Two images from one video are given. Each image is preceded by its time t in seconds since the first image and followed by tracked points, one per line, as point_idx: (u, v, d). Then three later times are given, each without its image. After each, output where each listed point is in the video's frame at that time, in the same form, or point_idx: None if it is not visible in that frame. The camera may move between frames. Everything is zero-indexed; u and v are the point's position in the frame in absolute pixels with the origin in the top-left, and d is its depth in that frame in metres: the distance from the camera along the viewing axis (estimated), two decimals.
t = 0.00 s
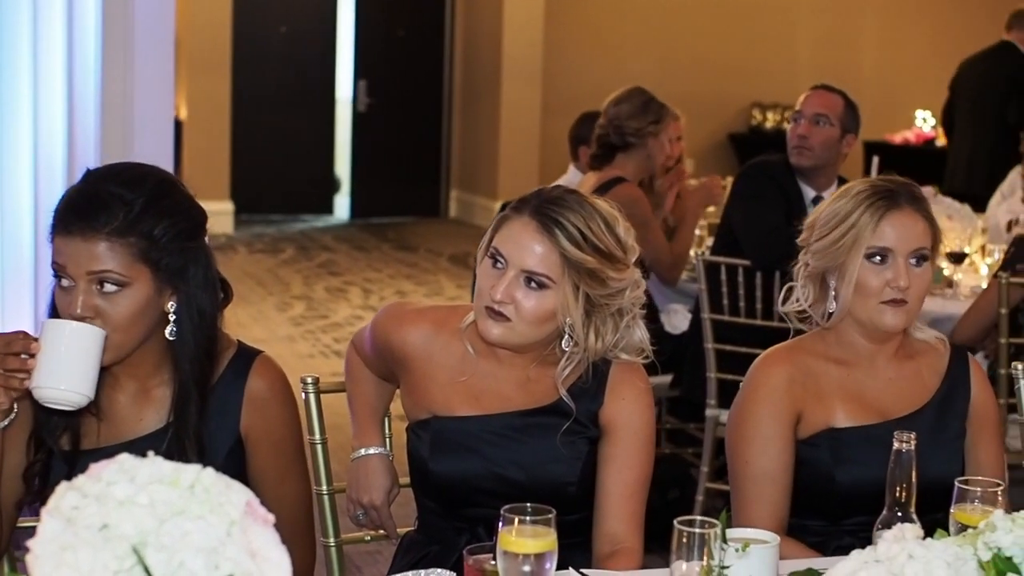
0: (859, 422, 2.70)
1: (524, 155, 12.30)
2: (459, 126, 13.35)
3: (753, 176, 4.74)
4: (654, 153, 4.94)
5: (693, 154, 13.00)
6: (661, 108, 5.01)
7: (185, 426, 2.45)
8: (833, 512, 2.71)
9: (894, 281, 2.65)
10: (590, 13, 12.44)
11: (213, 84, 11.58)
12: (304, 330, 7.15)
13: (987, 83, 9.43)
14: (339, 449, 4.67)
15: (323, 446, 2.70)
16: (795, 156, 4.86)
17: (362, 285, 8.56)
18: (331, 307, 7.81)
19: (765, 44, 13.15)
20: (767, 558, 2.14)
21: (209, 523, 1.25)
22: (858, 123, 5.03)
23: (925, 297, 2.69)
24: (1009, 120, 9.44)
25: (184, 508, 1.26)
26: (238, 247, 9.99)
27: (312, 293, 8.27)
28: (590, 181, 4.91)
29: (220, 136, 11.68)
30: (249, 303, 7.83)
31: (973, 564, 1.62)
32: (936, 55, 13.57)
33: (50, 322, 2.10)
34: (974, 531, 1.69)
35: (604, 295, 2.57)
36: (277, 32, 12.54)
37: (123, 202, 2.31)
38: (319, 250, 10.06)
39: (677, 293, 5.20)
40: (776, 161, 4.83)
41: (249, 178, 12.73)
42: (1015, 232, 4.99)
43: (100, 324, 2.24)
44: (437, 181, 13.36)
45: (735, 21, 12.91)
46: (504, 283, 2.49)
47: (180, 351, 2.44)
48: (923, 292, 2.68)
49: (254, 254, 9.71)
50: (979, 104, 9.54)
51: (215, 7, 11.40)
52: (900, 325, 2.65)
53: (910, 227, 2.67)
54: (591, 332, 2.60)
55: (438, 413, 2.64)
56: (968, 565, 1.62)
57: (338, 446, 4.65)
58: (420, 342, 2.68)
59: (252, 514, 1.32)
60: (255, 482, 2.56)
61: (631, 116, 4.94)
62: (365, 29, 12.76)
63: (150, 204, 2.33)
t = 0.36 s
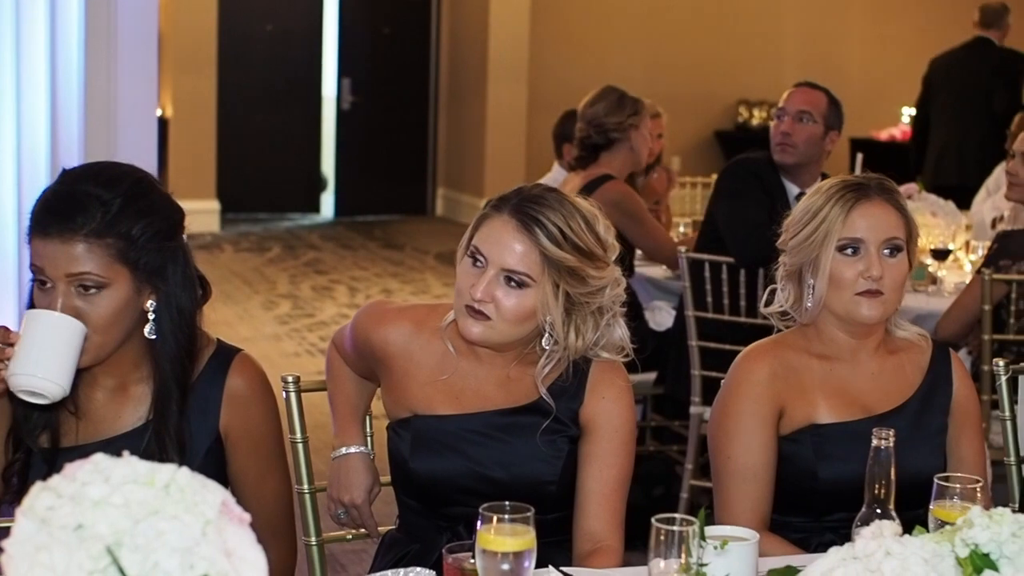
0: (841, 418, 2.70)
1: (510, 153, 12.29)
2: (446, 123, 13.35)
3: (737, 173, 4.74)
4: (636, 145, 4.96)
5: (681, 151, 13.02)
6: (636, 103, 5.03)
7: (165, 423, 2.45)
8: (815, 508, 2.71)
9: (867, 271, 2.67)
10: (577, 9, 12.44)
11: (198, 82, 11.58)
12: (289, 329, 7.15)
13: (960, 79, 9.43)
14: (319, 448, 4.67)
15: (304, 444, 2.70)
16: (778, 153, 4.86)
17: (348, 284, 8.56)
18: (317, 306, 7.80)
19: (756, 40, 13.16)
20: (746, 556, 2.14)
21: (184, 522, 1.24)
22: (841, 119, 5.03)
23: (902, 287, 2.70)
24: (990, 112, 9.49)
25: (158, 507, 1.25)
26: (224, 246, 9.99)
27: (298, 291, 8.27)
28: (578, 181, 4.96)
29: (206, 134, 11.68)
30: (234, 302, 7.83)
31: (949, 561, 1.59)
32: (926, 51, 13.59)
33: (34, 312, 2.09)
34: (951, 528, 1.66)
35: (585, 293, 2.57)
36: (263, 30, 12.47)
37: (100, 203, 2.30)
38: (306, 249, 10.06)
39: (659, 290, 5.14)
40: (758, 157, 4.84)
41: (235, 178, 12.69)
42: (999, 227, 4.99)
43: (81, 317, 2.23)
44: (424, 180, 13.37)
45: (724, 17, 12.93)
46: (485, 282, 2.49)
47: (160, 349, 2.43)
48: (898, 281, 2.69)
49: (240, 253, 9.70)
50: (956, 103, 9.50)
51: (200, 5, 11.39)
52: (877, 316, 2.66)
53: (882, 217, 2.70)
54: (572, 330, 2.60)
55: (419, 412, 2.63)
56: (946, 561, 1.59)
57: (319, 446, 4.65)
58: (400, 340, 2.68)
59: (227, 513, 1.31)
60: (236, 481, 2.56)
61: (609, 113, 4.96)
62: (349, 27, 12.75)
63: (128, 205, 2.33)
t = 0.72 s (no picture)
0: (820, 416, 2.71)
1: (492, 150, 12.28)
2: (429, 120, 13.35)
3: (718, 170, 4.74)
4: (619, 142, 4.98)
5: (665, 147, 13.04)
6: (614, 101, 5.05)
7: (144, 419, 2.45)
8: (793, 506, 2.71)
9: (829, 268, 2.69)
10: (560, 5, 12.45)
11: (180, 80, 11.56)
12: (272, 327, 7.15)
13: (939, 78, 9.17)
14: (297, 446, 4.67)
15: (282, 443, 2.70)
16: (758, 150, 4.87)
17: (331, 281, 8.56)
18: (299, 304, 7.80)
19: (742, 37, 13.18)
20: (723, 552, 2.13)
21: (157, 521, 1.24)
22: (821, 116, 5.05)
23: (869, 285, 2.71)
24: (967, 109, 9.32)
25: (131, 506, 1.24)
26: (205, 245, 9.98)
27: (280, 289, 8.27)
28: (564, 179, 5.00)
29: (187, 132, 11.66)
30: (217, 300, 7.83)
31: (924, 557, 1.57)
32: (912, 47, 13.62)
33: (17, 304, 2.06)
34: (926, 524, 1.63)
35: (562, 290, 2.58)
36: (246, 28, 12.46)
37: (77, 203, 2.29)
38: (288, 247, 10.04)
39: (639, 288, 5.13)
40: (738, 155, 4.85)
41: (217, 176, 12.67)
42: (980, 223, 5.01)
43: (59, 315, 2.22)
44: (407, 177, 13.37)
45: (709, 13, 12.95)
46: (462, 280, 2.49)
47: (138, 348, 2.42)
48: (863, 278, 2.70)
49: (223, 251, 9.69)
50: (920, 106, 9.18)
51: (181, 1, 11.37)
52: (843, 314, 2.67)
53: (845, 215, 2.71)
54: (549, 328, 2.60)
55: (397, 410, 2.63)
56: (921, 557, 1.57)
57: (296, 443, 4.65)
58: (378, 339, 2.68)
59: (201, 512, 1.32)
60: (213, 479, 2.56)
61: (589, 111, 4.97)
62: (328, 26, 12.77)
63: (105, 204, 2.32)
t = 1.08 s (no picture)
0: (801, 415, 2.71)
1: (475, 148, 12.27)
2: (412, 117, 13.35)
3: (699, 168, 4.75)
4: (603, 140, 4.99)
5: (648, 144, 13.06)
6: (598, 100, 5.06)
7: (124, 418, 2.44)
8: (774, 503, 2.72)
9: (793, 270, 2.69)
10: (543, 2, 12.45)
11: (163, 78, 11.53)
12: (256, 325, 7.13)
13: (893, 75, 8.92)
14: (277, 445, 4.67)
15: (264, 440, 2.71)
16: (740, 147, 4.87)
17: (314, 280, 8.55)
18: (283, 302, 7.79)
19: (726, 35, 13.19)
20: (702, 547, 2.14)
21: (136, 520, 1.24)
22: (802, 114, 5.06)
23: (840, 288, 2.70)
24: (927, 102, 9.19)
25: (110, 504, 1.25)
26: (188, 243, 9.95)
27: (264, 288, 8.26)
28: (549, 179, 4.99)
29: (170, 129, 11.63)
30: (200, 298, 7.82)
31: (902, 553, 1.56)
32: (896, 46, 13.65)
33: None
34: (904, 519, 1.63)
35: (542, 289, 2.58)
36: (228, 26, 12.45)
37: (56, 202, 2.28)
38: (271, 246, 10.01)
39: (619, 284, 5.13)
40: (719, 152, 4.86)
41: (200, 173, 12.63)
42: (961, 221, 5.03)
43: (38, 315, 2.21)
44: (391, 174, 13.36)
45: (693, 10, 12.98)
46: (443, 278, 2.49)
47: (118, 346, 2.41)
48: (831, 280, 2.69)
49: (206, 250, 9.67)
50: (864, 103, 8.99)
51: None
52: (813, 316, 2.67)
53: (814, 218, 2.70)
54: (530, 326, 2.60)
55: (378, 408, 2.64)
56: (899, 553, 1.57)
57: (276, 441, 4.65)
58: (359, 337, 2.68)
59: (180, 511, 1.31)
60: (192, 476, 2.56)
61: (573, 110, 4.97)
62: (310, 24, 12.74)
63: (85, 203, 2.31)
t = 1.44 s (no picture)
0: (784, 415, 2.71)
1: (461, 148, 12.28)
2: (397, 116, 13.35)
3: (684, 166, 4.76)
4: (589, 139, 5.01)
5: (634, 143, 13.09)
6: (584, 99, 5.07)
7: (104, 417, 2.44)
8: (756, 502, 2.72)
9: (776, 274, 2.68)
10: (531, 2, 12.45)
11: (149, 77, 11.52)
12: (241, 324, 7.13)
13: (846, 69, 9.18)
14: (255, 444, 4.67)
15: (246, 439, 2.70)
16: (723, 146, 4.87)
17: (300, 279, 8.54)
18: (269, 302, 7.78)
19: (715, 35, 13.20)
20: (684, 546, 2.13)
21: (113, 519, 1.24)
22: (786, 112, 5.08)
23: (823, 295, 2.68)
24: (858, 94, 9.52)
25: (88, 504, 1.24)
26: (173, 242, 9.94)
27: (249, 287, 8.25)
28: (533, 178, 4.98)
29: (155, 128, 11.62)
30: (185, 297, 7.81)
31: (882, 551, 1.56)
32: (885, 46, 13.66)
33: None
34: (885, 518, 1.63)
35: (524, 288, 2.58)
36: (214, 25, 12.40)
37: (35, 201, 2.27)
38: (257, 245, 10.00)
39: (604, 284, 5.15)
40: (704, 150, 4.87)
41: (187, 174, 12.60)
42: (945, 219, 5.05)
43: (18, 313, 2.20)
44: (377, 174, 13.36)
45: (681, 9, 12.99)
46: (424, 276, 2.49)
47: (98, 345, 2.40)
48: (815, 286, 2.67)
49: (191, 249, 9.66)
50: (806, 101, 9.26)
51: None
52: (795, 321, 2.65)
53: (800, 223, 2.69)
54: (511, 326, 2.60)
55: (359, 406, 2.63)
56: (879, 552, 1.57)
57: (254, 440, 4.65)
58: (341, 334, 2.68)
59: (158, 510, 1.31)
60: (172, 473, 2.56)
61: (560, 108, 4.98)
62: (292, 23, 12.75)
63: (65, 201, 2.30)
